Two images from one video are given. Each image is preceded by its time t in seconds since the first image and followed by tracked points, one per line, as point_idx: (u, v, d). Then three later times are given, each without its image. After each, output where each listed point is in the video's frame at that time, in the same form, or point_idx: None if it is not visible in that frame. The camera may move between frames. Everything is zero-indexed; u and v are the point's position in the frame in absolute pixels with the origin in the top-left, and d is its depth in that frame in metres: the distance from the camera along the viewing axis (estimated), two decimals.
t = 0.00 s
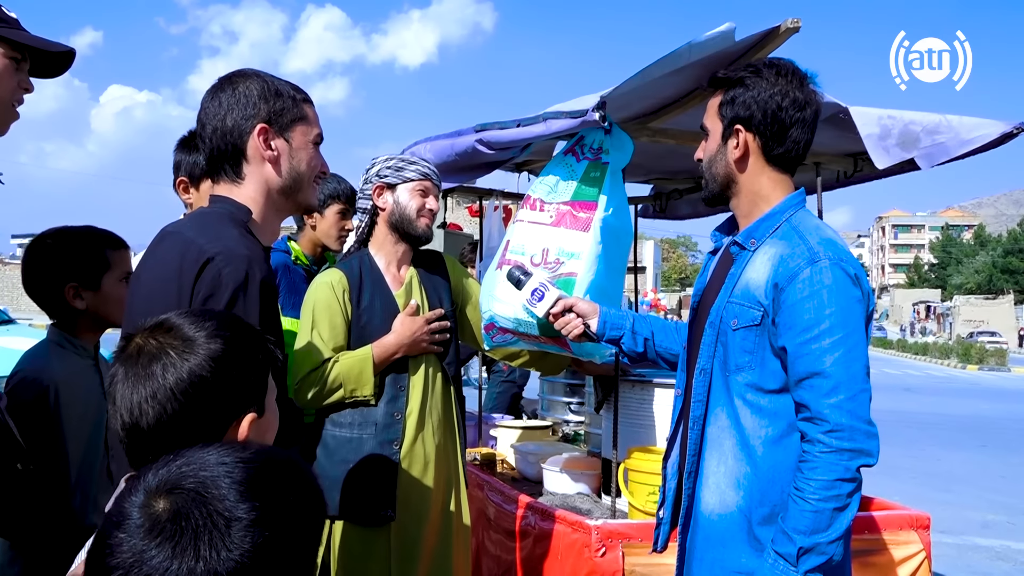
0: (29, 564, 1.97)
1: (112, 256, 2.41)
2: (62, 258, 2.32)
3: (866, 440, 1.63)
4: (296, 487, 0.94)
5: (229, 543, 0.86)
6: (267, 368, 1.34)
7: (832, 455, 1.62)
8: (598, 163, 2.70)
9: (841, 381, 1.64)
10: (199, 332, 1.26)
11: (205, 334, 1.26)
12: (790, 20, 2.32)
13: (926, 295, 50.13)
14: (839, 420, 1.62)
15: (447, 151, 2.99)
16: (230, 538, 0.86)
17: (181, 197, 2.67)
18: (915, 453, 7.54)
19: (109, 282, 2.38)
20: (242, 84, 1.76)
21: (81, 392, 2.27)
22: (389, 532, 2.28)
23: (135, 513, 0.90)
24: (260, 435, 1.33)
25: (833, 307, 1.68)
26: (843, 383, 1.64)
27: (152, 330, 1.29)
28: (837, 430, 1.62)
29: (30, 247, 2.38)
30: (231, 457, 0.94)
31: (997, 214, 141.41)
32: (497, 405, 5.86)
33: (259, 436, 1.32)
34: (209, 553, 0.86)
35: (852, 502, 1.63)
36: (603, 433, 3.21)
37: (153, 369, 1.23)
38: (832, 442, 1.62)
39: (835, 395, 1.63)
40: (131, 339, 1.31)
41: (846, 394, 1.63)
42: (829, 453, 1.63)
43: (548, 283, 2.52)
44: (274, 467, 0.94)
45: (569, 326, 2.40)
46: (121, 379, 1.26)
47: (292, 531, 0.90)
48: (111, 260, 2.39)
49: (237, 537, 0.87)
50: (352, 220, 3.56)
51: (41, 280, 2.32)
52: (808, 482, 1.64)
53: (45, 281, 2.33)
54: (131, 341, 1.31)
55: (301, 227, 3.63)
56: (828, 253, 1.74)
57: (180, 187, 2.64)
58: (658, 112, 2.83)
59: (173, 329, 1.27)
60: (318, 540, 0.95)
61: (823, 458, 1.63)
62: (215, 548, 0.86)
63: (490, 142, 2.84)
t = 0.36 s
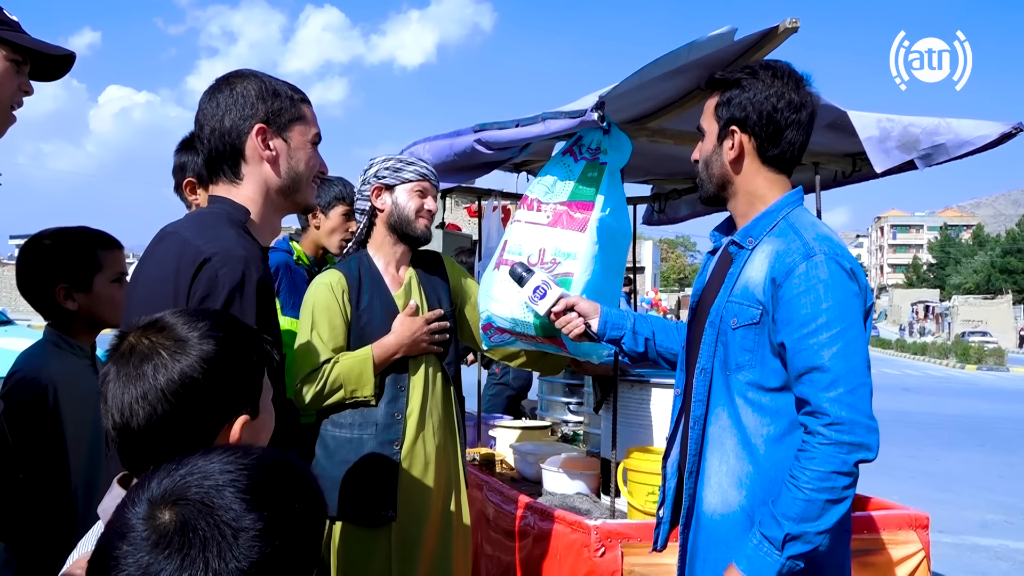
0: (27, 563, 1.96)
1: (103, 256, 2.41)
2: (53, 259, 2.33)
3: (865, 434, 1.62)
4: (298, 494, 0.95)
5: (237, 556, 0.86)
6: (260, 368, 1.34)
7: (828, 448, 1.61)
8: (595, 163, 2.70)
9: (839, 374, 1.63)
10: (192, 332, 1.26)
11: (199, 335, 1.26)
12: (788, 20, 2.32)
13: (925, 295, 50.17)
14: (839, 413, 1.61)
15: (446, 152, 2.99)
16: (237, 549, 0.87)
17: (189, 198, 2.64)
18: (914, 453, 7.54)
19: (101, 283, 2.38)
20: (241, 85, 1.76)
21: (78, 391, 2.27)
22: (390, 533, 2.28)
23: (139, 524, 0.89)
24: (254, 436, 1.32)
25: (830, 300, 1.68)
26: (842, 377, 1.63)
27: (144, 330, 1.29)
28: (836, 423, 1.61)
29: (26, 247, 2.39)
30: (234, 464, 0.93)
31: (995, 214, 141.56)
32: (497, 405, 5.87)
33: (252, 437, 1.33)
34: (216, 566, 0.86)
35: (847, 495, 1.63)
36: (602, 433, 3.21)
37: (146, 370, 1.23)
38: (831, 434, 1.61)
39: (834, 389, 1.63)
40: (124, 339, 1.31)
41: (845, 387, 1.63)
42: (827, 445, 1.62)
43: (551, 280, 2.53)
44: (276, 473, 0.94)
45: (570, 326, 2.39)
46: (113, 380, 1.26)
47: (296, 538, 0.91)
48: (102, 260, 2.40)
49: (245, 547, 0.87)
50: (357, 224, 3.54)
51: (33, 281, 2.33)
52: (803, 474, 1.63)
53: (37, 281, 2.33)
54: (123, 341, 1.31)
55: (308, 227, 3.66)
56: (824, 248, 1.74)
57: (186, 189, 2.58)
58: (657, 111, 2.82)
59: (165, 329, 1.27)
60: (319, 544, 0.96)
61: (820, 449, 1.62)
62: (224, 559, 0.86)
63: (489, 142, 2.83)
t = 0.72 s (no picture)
0: (27, 564, 1.95)
1: (96, 255, 2.40)
2: (48, 258, 2.34)
3: (793, 410, 1.65)
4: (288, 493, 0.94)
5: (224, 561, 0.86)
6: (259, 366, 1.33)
7: (757, 391, 1.70)
8: (596, 163, 2.70)
9: (803, 354, 1.65)
10: (189, 333, 1.26)
11: (196, 337, 1.25)
12: (788, 20, 2.32)
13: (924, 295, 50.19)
14: (790, 389, 1.65)
15: (446, 152, 2.99)
16: (223, 553, 0.86)
17: (195, 198, 2.62)
18: (914, 453, 7.54)
19: (94, 282, 2.37)
20: (243, 86, 1.76)
21: (76, 392, 2.27)
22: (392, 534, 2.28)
23: (126, 535, 0.89)
24: (254, 437, 1.32)
25: (809, 283, 1.70)
26: (805, 357, 1.65)
27: (142, 331, 1.29)
28: (779, 387, 1.66)
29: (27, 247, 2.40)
30: (221, 467, 0.93)
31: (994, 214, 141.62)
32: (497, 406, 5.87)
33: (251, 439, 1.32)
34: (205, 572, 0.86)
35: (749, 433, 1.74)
36: (603, 434, 3.21)
37: (143, 372, 1.23)
38: (767, 386, 1.69)
39: (792, 366, 1.66)
40: (122, 340, 1.31)
41: (802, 366, 1.65)
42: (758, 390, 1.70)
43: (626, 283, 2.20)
44: (265, 474, 0.94)
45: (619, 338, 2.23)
46: (111, 381, 1.26)
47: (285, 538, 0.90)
48: (95, 260, 2.39)
49: (232, 553, 0.87)
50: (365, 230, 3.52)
51: (31, 280, 2.36)
52: (728, 403, 1.74)
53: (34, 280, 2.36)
54: (121, 343, 1.31)
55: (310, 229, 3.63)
56: (817, 232, 1.76)
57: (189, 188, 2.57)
58: (657, 112, 2.82)
59: (163, 331, 1.27)
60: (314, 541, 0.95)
61: (750, 388, 1.72)
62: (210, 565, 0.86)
63: (490, 142, 2.83)
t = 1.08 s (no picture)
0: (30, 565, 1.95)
1: (100, 255, 2.40)
2: (51, 258, 2.34)
3: (746, 402, 1.69)
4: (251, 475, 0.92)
5: (177, 543, 0.85)
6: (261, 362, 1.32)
7: (717, 381, 1.75)
8: (599, 163, 2.70)
9: (760, 348, 1.68)
10: (186, 329, 1.26)
11: (192, 332, 1.26)
12: (790, 21, 2.32)
13: (924, 296, 50.20)
14: (744, 383, 1.68)
15: (447, 152, 2.98)
16: (175, 535, 0.85)
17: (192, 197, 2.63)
18: (915, 454, 7.54)
19: (97, 282, 2.37)
20: (245, 87, 1.76)
21: (79, 392, 2.26)
22: (392, 533, 2.28)
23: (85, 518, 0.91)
24: (256, 434, 1.30)
25: (776, 278, 1.72)
26: (762, 350, 1.68)
27: (141, 330, 1.30)
28: (736, 379, 1.70)
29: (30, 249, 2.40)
30: (184, 452, 0.93)
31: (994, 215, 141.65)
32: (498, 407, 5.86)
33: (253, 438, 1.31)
34: (159, 554, 0.85)
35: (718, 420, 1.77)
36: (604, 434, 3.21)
37: (139, 371, 1.23)
38: (726, 376, 1.73)
39: (748, 359, 1.69)
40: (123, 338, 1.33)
41: (758, 360, 1.68)
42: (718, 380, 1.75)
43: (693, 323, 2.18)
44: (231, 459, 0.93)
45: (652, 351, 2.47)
46: (110, 379, 1.28)
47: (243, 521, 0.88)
48: (97, 260, 2.38)
49: (182, 535, 0.86)
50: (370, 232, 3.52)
51: (33, 280, 2.35)
52: (691, 390, 1.81)
53: (37, 280, 2.35)
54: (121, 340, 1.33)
55: (320, 228, 3.65)
56: (794, 228, 1.77)
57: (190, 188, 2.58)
58: (659, 112, 2.82)
59: (160, 328, 1.28)
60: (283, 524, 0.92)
61: (711, 377, 1.78)
62: (162, 550, 0.85)
63: (491, 142, 2.83)
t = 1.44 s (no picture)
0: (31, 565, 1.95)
1: (102, 255, 2.40)
2: (53, 257, 2.33)
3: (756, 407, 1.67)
4: (185, 460, 0.89)
5: (99, 526, 0.83)
6: (261, 359, 1.31)
7: (723, 389, 1.74)
8: (599, 163, 2.70)
9: (767, 352, 1.67)
10: (187, 327, 1.26)
11: (191, 329, 1.26)
12: (791, 20, 2.32)
13: (925, 295, 50.18)
14: (751, 387, 1.67)
15: (448, 152, 2.98)
16: (96, 518, 0.83)
17: (191, 196, 2.63)
18: (916, 454, 7.53)
19: (99, 282, 2.37)
20: (245, 87, 1.76)
21: (81, 392, 2.26)
22: (393, 531, 2.28)
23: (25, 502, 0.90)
24: (257, 431, 1.31)
25: (781, 282, 1.71)
26: (769, 355, 1.67)
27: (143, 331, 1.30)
28: (745, 386, 1.68)
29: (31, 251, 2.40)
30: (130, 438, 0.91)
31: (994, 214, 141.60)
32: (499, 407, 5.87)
33: (258, 432, 1.32)
34: (81, 537, 0.83)
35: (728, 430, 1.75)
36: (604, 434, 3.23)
37: (137, 374, 1.24)
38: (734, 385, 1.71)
39: (756, 364, 1.68)
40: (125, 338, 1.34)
41: (766, 364, 1.66)
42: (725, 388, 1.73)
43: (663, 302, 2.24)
44: (172, 444, 0.91)
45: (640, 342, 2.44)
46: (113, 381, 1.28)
47: (170, 505, 0.85)
48: (100, 260, 2.38)
49: (104, 519, 0.83)
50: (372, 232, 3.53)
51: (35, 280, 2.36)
52: (695, 399, 1.80)
53: (39, 280, 2.35)
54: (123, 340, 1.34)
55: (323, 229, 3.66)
56: (796, 231, 1.76)
57: (189, 188, 2.58)
58: (661, 112, 2.82)
59: (161, 329, 1.28)
60: (220, 511, 0.89)
61: (716, 385, 1.77)
62: (83, 534, 0.83)
63: (492, 142, 2.83)
